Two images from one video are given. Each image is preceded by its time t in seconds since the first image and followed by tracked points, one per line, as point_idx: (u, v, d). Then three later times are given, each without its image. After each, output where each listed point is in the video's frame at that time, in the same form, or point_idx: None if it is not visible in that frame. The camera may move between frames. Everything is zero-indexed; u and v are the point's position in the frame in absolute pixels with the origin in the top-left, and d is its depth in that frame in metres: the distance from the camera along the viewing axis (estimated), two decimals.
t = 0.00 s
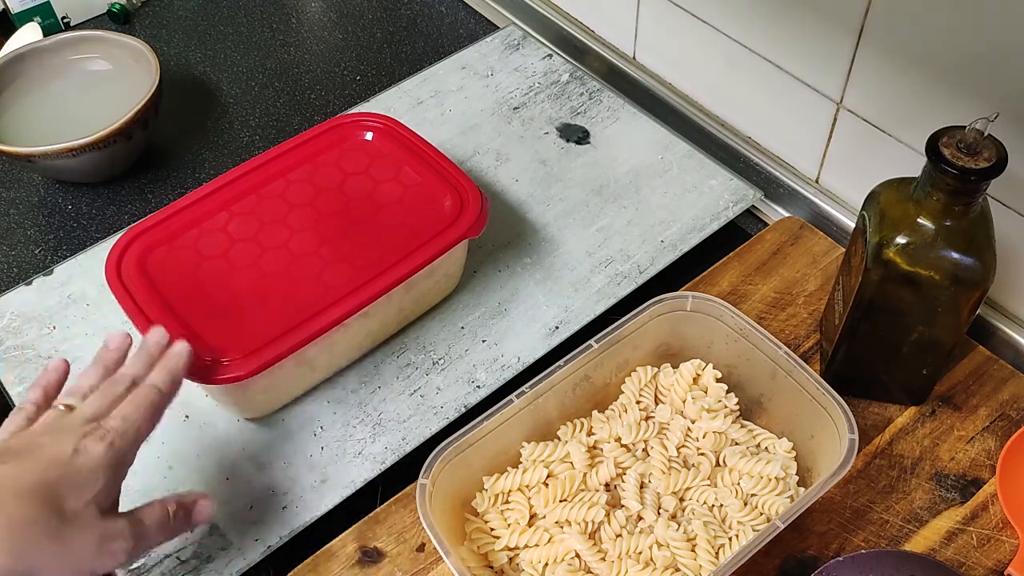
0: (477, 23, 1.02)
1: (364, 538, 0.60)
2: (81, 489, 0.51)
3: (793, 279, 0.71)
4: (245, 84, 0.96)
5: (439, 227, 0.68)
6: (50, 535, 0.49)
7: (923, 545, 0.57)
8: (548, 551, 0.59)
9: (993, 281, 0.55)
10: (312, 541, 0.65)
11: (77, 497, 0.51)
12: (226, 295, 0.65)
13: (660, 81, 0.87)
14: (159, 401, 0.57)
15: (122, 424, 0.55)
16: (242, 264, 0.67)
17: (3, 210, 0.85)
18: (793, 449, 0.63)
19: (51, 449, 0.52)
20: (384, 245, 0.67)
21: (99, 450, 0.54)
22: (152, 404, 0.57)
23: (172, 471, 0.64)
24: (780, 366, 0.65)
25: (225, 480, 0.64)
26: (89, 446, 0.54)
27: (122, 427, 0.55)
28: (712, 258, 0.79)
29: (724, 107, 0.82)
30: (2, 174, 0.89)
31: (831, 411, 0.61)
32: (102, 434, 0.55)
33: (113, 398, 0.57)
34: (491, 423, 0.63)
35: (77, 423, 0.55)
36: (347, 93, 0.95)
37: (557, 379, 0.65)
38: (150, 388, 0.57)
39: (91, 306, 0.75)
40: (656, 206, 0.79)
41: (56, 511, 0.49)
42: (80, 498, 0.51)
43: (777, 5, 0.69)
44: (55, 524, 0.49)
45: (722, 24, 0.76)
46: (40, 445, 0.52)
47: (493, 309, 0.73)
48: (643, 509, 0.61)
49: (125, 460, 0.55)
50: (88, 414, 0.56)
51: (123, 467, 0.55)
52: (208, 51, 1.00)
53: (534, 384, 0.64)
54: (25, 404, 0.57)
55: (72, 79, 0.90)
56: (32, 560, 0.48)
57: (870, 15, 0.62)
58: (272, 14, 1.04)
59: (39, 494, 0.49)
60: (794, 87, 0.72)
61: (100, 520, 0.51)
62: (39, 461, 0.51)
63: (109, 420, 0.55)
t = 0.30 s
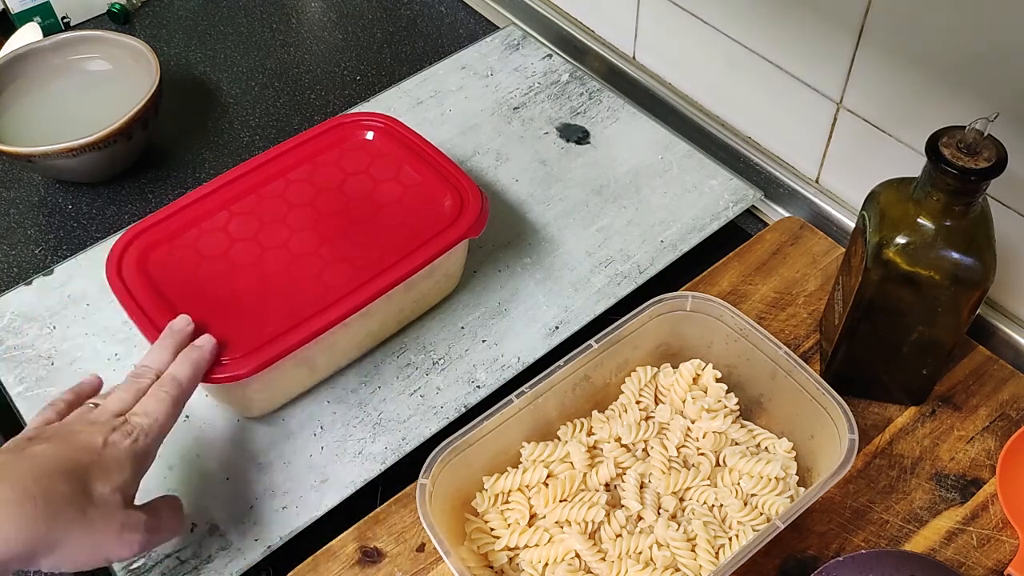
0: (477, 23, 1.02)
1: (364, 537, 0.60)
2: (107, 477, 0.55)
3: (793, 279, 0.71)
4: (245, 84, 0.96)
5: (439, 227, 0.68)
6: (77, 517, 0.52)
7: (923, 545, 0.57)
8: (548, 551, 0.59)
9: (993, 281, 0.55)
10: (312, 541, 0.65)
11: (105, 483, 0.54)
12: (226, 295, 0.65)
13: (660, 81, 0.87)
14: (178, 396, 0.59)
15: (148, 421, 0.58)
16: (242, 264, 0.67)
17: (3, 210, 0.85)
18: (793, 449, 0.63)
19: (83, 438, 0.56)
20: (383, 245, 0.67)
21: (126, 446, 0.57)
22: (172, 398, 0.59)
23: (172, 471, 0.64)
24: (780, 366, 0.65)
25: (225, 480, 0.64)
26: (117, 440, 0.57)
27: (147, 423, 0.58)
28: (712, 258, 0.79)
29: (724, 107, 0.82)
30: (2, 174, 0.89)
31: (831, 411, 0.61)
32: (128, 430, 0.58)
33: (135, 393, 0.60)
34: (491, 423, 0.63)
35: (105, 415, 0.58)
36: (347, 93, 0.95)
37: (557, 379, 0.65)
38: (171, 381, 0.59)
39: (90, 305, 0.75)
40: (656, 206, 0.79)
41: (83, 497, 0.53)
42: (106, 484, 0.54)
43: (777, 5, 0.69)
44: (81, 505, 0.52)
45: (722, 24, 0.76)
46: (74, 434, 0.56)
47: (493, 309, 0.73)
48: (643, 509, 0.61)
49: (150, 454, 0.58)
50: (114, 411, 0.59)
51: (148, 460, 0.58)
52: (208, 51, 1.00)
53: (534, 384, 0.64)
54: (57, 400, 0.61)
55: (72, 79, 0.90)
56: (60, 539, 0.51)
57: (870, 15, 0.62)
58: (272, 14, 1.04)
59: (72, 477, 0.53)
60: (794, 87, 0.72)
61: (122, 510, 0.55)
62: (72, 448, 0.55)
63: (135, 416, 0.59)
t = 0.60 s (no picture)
0: (477, 23, 1.02)
1: (364, 537, 0.60)
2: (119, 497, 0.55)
3: (793, 279, 0.71)
4: (245, 84, 0.96)
5: (439, 227, 0.68)
6: (90, 539, 0.52)
7: (923, 545, 0.57)
8: (548, 551, 0.59)
9: (993, 281, 0.55)
10: (312, 541, 0.65)
11: (117, 503, 0.55)
12: (226, 295, 0.65)
13: (660, 81, 0.87)
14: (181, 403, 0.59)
15: (153, 436, 0.58)
16: (242, 264, 0.67)
17: (3, 210, 0.85)
18: (793, 449, 0.63)
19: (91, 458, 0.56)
20: (384, 245, 0.67)
21: (135, 462, 0.57)
22: (174, 407, 0.59)
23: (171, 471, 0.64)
24: (780, 366, 0.65)
25: (225, 480, 0.64)
26: (126, 457, 0.57)
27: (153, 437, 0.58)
28: (712, 258, 0.79)
29: (724, 107, 0.82)
30: (2, 174, 0.89)
31: (831, 411, 0.61)
32: (135, 446, 0.58)
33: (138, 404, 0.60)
34: (491, 423, 0.63)
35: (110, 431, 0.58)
36: (347, 92, 0.95)
37: (557, 379, 0.65)
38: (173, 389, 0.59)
39: (90, 305, 0.75)
40: (657, 206, 0.79)
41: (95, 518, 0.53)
42: (117, 503, 0.55)
43: (777, 6, 0.69)
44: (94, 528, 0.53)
45: (722, 24, 0.76)
46: (83, 456, 0.56)
47: (493, 309, 0.73)
48: (643, 509, 0.61)
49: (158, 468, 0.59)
50: (119, 425, 0.59)
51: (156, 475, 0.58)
52: (208, 51, 1.00)
53: (534, 384, 0.64)
54: (46, 401, 0.61)
55: (72, 79, 0.90)
56: (75, 563, 0.51)
57: (871, 15, 0.62)
58: (272, 14, 1.04)
59: (84, 499, 0.53)
60: (794, 87, 0.72)
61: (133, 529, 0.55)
62: (80, 470, 0.55)
63: (140, 430, 0.58)
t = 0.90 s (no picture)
0: (477, 23, 1.02)
1: (364, 537, 0.60)
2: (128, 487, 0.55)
3: (793, 279, 0.71)
4: (245, 84, 0.96)
5: (439, 227, 0.68)
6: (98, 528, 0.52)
7: (923, 545, 0.57)
8: (548, 551, 0.59)
9: (993, 281, 0.55)
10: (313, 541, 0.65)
11: (125, 492, 0.55)
12: (226, 294, 0.65)
13: (660, 81, 0.87)
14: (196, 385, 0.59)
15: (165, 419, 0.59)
16: (242, 263, 0.67)
17: (3, 211, 0.85)
18: (793, 449, 0.63)
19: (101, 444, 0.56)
20: (384, 244, 0.68)
21: (144, 446, 0.57)
22: (189, 389, 0.59)
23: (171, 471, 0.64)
24: (780, 366, 0.65)
25: (226, 480, 0.64)
26: (135, 442, 0.57)
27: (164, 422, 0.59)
28: (712, 258, 0.79)
29: (724, 107, 0.82)
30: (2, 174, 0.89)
31: (831, 411, 0.61)
32: (145, 430, 0.58)
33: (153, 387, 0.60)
34: (491, 423, 0.63)
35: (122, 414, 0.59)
36: (347, 92, 0.95)
37: (557, 379, 0.65)
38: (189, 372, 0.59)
39: (90, 306, 0.75)
40: (657, 206, 0.79)
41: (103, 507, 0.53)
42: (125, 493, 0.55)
43: (777, 6, 0.69)
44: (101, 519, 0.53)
45: (721, 24, 0.76)
46: (93, 439, 0.56)
47: (493, 309, 0.73)
48: (643, 509, 0.61)
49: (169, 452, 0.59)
50: (132, 407, 0.59)
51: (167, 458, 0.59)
52: (208, 51, 1.00)
53: (534, 384, 0.64)
54: (74, 384, 0.62)
55: (72, 79, 0.90)
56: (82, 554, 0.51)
57: (870, 16, 0.62)
58: (272, 14, 1.04)
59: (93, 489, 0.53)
60: (794, 88, 0.72)
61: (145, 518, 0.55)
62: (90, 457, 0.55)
63: (151, 413, 0.59)
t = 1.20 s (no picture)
0: (477, 23, 1.02)
1: (364, 538, 0.60)
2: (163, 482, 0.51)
3: (793, 279, 0.71)
4: (245, 85, 0.96)
5: (439, 227, 0.68)
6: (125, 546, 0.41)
7: (923, 545, 0.57)
8: (548, 551, 0.59)
9: (992, 281, 0.55)
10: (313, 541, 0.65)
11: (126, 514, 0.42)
12: (227, 295, 0.65)
13: (660, 81, 0.87)
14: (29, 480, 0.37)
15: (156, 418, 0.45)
16: (242, 264, 0.67)
17: (3, 210, 0.85)
18: (793, 449, 0.63)
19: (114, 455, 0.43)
20: (384, 244, 0.67)
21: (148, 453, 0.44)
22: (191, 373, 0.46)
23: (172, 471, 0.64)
24: (780, 366, 0.65)
25: (226, 480, 0.64)
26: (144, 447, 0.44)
27: None
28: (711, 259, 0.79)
29: (724, 107, 0.82)
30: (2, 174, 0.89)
31: (831, 411, 0.61)
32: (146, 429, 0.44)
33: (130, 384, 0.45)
34: (491, 423, 0.63)
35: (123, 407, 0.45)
36: (347, 92, 0.95)
37: (557, 379, 0.65)
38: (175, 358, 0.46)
39: (90, 306, 0.75)
40: (657, 206, 0.79)
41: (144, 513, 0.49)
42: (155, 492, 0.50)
43: (779, 6, 0.69)
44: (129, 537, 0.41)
45: (722, 24, 0.76)
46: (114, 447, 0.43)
47: (493, 309, 0.73)
48: (643, 509, 0.61)
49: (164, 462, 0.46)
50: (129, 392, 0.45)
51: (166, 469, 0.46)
52: (208, 51, 1.00)
53: (534, 384, 0.64)
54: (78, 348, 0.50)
55: (72, 79, 0.90)
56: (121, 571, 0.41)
57: (871, 16, 0.62)
58: (272, 14, 1.04)
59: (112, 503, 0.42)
60: (795, 87, 0.72)
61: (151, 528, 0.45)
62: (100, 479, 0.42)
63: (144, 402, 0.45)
